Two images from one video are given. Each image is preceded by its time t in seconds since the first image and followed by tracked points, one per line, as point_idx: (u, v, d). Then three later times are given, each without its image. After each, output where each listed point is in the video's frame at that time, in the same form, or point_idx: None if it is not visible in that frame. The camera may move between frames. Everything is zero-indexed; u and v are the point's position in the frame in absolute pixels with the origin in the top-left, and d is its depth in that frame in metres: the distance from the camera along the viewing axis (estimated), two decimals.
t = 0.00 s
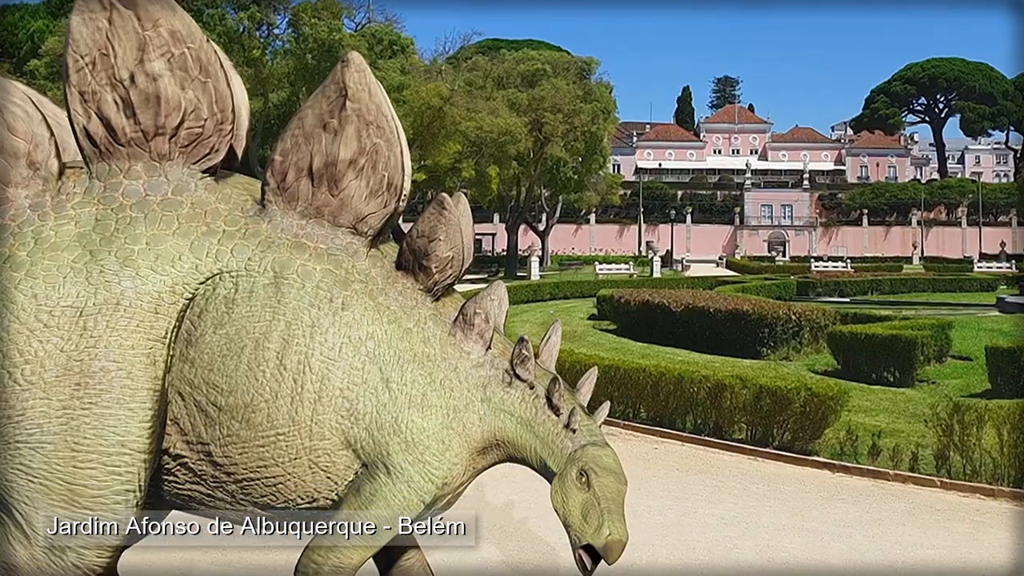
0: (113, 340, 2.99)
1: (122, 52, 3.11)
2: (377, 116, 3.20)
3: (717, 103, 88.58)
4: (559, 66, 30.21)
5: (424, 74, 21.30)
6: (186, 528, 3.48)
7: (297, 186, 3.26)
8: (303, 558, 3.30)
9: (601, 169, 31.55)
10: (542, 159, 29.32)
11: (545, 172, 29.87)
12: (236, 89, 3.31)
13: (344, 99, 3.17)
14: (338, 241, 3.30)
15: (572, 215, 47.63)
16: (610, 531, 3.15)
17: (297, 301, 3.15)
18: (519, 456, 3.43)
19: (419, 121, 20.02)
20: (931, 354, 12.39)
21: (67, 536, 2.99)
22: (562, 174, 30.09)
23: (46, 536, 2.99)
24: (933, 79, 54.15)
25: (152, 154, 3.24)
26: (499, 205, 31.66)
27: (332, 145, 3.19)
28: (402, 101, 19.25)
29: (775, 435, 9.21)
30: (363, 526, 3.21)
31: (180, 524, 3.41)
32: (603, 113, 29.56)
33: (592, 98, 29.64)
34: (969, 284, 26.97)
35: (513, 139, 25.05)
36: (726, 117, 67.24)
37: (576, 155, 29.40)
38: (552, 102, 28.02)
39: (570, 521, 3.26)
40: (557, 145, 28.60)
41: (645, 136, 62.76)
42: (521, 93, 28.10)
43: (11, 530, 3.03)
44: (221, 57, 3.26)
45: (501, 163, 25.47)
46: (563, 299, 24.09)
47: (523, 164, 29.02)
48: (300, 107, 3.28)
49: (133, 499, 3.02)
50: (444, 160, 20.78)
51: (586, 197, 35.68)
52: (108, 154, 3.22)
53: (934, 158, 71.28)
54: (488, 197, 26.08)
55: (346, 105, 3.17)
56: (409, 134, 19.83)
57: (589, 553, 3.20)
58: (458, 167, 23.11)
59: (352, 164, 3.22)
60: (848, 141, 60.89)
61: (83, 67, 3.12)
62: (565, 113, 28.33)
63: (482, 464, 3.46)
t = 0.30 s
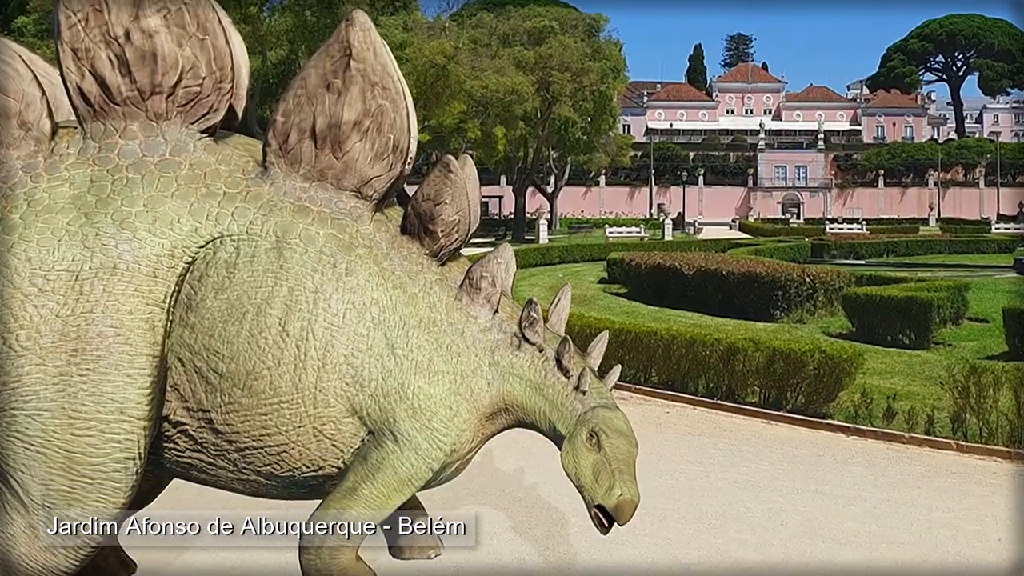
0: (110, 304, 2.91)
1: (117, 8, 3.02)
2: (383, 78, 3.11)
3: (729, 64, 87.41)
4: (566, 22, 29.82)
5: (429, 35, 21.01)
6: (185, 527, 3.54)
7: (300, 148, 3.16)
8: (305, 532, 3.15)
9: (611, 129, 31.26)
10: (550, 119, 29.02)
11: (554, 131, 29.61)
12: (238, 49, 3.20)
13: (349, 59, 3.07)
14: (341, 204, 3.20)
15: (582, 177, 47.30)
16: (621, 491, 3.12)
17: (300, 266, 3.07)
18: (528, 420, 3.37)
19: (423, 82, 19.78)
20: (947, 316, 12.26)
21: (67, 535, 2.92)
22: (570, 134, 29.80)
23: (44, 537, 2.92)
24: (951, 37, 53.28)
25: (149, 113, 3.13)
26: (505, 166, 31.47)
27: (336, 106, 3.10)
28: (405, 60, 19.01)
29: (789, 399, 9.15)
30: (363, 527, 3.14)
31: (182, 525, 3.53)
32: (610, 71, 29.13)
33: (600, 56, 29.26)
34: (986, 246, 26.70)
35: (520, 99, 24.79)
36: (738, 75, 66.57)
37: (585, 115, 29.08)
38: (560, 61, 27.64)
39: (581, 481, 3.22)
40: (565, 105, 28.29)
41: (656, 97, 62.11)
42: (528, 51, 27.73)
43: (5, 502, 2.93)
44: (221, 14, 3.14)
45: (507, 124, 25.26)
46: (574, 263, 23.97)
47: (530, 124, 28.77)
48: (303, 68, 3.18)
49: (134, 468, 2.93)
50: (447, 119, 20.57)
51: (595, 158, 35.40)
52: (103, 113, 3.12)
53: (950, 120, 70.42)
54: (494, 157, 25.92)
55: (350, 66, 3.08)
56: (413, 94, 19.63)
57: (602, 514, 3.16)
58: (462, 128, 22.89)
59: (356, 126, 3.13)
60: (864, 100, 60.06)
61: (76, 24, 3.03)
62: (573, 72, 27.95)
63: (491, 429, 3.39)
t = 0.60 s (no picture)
0: (117, 278, 2.87)
1: None
2: (394, 50, 3.04)
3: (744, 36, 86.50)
4: None
5: (441, 6, 20.83)
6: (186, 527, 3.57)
7: (309, 121, 3.10)
8: (316, 507, 3.13)
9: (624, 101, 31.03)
10: (563, 90, 28.95)
11: (566, 103, 29.42)
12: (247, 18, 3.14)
13: (360, 31, 3.00)
14: (351, 178, 3.14)
15: (594, 150, 47.08)
16: (666, 452, 3.18)
17: (309, 242, 3.02)
18: (543, 395, 3.33)
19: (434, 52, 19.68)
20: (965, 289, 12.13)
21: (67, 535, 2.90)
22: (583, 106, 29.61)
23: (44, 534, 2.91)
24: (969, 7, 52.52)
25: (155, 85, 3.08)
26: (517, 138, 31.35)
27: (346, 78, 3.04)
28: (417, 31, 18.87)
29: (804, 372, 9.08)
30: (363, 526, 3.12)
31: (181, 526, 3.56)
32: (626, 43, 28.48)
33: (614, 26, 28.36)
34: (1003, 217, 26.41)
35: (532, 70, 24.59)
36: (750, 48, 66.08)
37: (598, 85, 28.81)
38: (572, 31, 27.44)
39: (620, 451, 3.24)
40: (578, 75, 28.18)
41: (669, 69, 61.66)
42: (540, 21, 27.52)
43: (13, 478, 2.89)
44: None
45: (519, 95, 25.12)
46: (587, 236, 23.88)
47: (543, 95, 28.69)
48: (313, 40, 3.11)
49: (142, 444, 2.89)
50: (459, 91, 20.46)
51: (608, 130, 35.17)
52: (109, 85, 3.07)
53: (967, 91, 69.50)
54: (507, 129, 25.80)
55: (362, 38, 3.01)
56: (424, 65, 19.52)
57: (651, 476, 3.22)
58: (474, 100, 22.77)
59: (367, 98, 3.06)
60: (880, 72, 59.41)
61: None
62: (585, 43, 27.68)
63: (504, 405, 3.36)
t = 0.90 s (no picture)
0: (127, 269, 2.91)
1: None
2: (400, 46, 3.08)
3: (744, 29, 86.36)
4: None
5: None
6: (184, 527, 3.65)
7: (316, 115, 3.15)
8: (325, 494, 3.19)
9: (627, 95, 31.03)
10: (566, 84, 28.97)
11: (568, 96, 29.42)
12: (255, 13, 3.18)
13: (366, 27, 3.04)
14: (357, 172, 3.19)
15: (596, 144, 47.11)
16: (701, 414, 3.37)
17: (315, 236, 3.06)
18: (550, 384, 3.43)
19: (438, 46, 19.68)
20: (964, 281, 12.17)
21: (67, 535, 2.96)
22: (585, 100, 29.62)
23: (45, 535, 2.97)
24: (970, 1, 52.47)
25: (164, 78, 3.12)
26: (519, 132, 31.39)
27: (353, 74, 3.08)
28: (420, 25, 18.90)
29: (804, 363, 9.14)
30: (362, 527, 3.17)
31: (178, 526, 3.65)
32: (627, 37, 28.51)
33: (615, 21, 28.27)
34: (1003, 211, 26.42)
35: (535, 63, 24.59)
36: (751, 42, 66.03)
37: (600, 79, 28.80)
38: (575, 25, 27.42)
39: (655, 425, 3.36)
40: (581, 69, 28.14)
41: (671, 63, 61.62)
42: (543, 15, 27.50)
43: (25, 464, 2.93)
44: None
45: (522, 89, 25.13)
46: (589, 228, 23.92)
47: (545, 89, 28.68)
48: (318, 34, 3.15)
49: (153, 431, 2.94)
50: (461, 83, 20.46)
51: (610, 123, 35.18)
52: (118, 78, 3.11)
53: (967, 84, 69.42)
54: (510, 123, 25.83)
55: (368, 34, 3.05)
56: (428, 58, 19.53)
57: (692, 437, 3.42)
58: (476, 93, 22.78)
59: (373, 94, 3.11)
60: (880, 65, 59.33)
61: None
62: (588, 37, 27.66)
63: (507, 394, 3.42)
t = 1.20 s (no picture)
0: (142, 268, 2.96)
1: None
2: (411, 49, 3.12)
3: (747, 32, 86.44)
4: None
5: (452, 3, 20.88)
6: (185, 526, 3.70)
7: (328, 118, 3.20)
8: (335, 490, 3.25)
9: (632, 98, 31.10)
10: (571, 87, 29.03)
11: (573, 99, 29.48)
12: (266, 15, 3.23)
13: (377, 32, 3.09)
14: (368, 174, 3.24)
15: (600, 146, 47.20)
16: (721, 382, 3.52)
17: (326, 237, 3.11)
18: (558, 384, 3.51)
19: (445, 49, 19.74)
20: (966, 283, 12.21)
21: (67, 535, 3.01)
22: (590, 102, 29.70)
23: (44, 535, 3.01)
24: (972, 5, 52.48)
25: (179, 80, 3.18)
26: (525, 134, 31.47)
27: (364, 77, 3.13)
28: (428, 28, 18.97)
29: (806, 363, 9.20)
30: (363, 527, 3.23)
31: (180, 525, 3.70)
32: (632, 41, 28.59)
33: (621, 24, 28.28)
34: (1005, 214, 26.44)
35: (542, 66, 24.65)
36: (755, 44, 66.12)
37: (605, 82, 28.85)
38: (581, 29, 27.46)
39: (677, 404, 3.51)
40: (585, 72, 28.18)
41: (675, 65, 61.71)
42: (548, 19, 27.56)
43: (42, 460, 2.97)
44: None
45: (528, 91, 25.17)
46: (593, 229, 23.98)
47: (551, 91, 28.76)
48: (329, 38, 3.19)
49: (167, 428, 2.99)
50: (468, 86, 20.55)
51: (614, 126, 35.26)
52: (134, 81, 3.16)
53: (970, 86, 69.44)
54: (515, 125, 25.90)
55: (378, 38, 3.10)
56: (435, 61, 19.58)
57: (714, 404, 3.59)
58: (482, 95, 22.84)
59: (383, 97, 3.16)
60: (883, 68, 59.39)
61: None
62: (593, 40, 27.70)
63: (514, 394, 3.48)
